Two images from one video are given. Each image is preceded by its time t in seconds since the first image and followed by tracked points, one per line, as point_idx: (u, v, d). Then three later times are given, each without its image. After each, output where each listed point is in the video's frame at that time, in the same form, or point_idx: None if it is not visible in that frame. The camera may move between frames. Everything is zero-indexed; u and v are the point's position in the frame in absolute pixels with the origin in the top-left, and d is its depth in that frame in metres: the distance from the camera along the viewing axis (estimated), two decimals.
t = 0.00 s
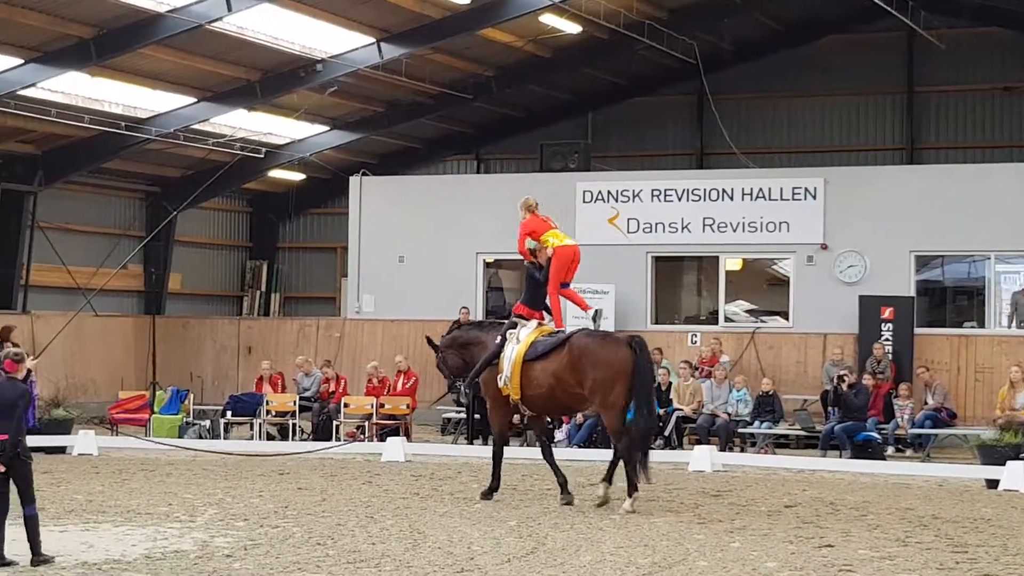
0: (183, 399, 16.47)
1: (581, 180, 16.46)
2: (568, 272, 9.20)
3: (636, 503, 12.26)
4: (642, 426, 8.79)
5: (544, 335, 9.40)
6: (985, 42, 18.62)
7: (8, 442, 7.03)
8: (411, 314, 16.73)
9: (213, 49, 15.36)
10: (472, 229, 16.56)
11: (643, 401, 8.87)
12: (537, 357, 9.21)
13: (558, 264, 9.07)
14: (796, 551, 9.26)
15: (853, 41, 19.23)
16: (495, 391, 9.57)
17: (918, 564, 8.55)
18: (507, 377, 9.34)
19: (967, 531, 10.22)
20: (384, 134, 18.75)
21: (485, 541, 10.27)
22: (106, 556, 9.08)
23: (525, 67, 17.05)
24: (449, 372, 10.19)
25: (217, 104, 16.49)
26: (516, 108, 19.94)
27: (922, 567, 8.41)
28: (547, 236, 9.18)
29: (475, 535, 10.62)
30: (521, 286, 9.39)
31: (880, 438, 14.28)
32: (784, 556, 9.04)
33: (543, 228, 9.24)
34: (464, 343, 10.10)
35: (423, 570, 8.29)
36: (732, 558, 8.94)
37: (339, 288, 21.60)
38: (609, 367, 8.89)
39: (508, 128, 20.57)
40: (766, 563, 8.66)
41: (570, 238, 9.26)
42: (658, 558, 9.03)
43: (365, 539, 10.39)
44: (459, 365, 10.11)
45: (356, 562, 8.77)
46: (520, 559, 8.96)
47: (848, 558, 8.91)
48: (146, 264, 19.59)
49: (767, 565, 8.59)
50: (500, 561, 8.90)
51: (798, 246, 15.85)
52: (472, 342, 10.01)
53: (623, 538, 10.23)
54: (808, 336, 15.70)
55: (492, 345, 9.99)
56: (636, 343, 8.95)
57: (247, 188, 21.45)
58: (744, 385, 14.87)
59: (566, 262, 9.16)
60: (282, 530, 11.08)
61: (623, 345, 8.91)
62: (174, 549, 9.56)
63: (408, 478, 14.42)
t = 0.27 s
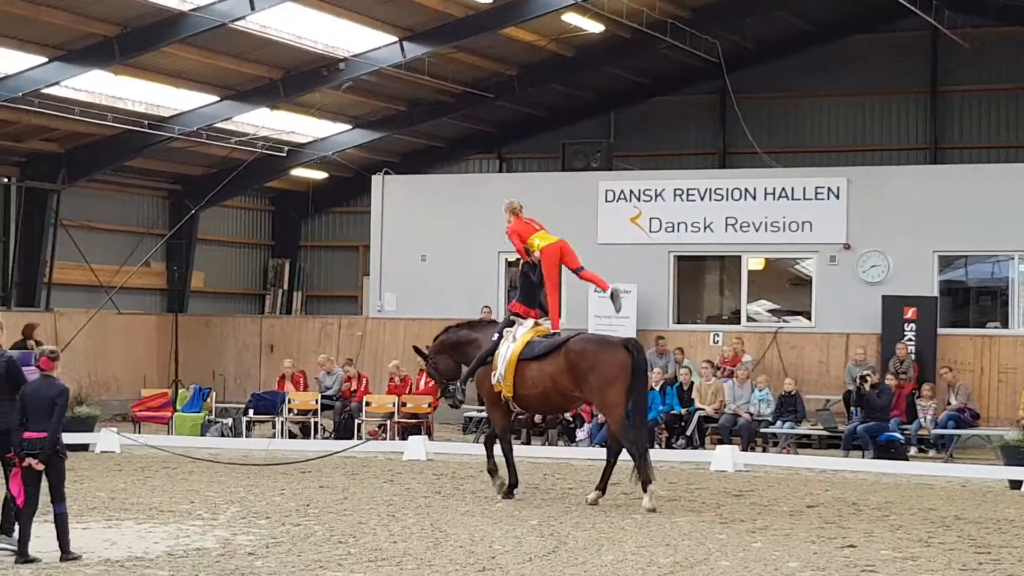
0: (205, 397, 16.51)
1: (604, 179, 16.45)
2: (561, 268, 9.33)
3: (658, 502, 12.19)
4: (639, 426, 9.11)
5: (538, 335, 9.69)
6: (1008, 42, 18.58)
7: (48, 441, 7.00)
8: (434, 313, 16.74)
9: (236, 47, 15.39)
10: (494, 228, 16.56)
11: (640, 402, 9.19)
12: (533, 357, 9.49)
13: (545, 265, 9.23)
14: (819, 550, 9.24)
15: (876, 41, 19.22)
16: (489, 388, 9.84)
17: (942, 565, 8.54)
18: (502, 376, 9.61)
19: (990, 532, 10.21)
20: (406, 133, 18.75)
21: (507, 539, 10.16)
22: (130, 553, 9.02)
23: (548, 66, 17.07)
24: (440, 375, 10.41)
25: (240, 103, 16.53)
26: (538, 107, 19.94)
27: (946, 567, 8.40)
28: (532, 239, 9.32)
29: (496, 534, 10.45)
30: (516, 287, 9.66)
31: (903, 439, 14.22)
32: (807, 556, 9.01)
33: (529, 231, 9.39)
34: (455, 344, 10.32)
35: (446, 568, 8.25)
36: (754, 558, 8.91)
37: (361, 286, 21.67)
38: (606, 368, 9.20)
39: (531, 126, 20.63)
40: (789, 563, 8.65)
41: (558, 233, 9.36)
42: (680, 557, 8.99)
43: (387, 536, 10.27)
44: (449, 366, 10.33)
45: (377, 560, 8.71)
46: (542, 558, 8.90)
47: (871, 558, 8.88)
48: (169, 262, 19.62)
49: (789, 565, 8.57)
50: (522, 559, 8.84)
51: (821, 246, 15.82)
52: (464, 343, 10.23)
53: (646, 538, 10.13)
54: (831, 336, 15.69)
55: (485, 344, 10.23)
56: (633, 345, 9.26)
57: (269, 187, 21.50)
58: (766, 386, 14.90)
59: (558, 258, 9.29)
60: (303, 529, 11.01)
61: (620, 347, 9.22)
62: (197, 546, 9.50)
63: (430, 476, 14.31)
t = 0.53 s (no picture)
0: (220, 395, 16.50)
1: (619, 177, 16.47)
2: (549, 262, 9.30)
3: (673, 501, 12.10)
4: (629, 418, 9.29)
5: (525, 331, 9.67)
6: None
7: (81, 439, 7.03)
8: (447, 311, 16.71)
9: (252, 46, 15.39)
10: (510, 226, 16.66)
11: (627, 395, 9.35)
12: (522, 355, 9.51)
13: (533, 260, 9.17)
14: (833, 550, 9.19)
15: (891, 40, 19.25)
16: (477, 387, 9.79)
17: (957, 565, 8.51)
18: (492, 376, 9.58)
19: (1006, 532, 10.19)
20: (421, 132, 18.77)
21: (522, 538, 10.01)
22: (144, 552, 8.90)
23: (564, 65, 17.10)
24: (420, 360, 10.38)
25: (255, 101, 16.57)
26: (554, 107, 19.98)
27: (961, 567, 8.38)
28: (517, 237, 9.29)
29: (509, 533, 10.26)
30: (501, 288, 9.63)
31: (919, 438, 14.17)
32: (821, 555, 8.95)
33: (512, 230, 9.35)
34: (439, 335, 10.28)
35: (460, 566, 8.18)
36: (769, 558, 8.85)
37: (376, 285, 21.71)
38: (594, 364, 9.33)
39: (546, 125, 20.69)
40: (803, 562, 8.60)
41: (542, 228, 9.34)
42: (694, 556, 8.91)
43: (400, 535, 10.06)
44: (431, 356, 10.35)
45: (392, 558, 8.60)
46: (557, 557, 8.80)
47: (886, 558, 8.83)
48: (184, 260, 19.71)
49: (804, 564, 8.52)
50: (536, 558, 8.73)
51: (836, 245, 15.80)
52: (449, 338, 10.18)
53: (659, 537, 10.01)
54: (846, 335, 15.67)
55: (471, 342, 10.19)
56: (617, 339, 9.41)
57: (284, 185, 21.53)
58: (781, 385, 14.77)
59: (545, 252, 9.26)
60: (318, 527, 10.62)
61: (605, 343, 9.35)
62: (210, 545, 9.37)
63: (444, 476, 14.18)
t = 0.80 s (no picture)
0: (239, 391, 16.50)
1: (636, 174, 16.49)
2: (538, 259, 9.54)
3: (691, 499, 12.03)
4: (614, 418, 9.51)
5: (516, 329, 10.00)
6: None
7: (112, 436, 6.99)
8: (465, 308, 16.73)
9: (270, 43, 15.40)
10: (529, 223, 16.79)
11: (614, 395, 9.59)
12: (512, 352, 9.84)
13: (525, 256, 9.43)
14: (852, 547, 9.15)
15: (910, 37, 19.23)
16: (467, 383, 10.14)
17: (976, 563, 8.49)
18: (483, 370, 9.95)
19: None
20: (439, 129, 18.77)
21: (541, 535, 9.91)
22: (163, 548, 8.81)
23: (582, 62, 17.12)
24: (408, 358, 10.75)
25: (273, 98, 16.58)
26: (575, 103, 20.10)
27: (980, 565, 8.36)
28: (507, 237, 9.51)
29: (529, 530, 10.14)
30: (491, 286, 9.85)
31: (937, 436, 14.14)
32: (840, 553, 8.90)
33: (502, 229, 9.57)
34: (425, 333, 10.64)
35: (478, 563, 8.14)
36: (787, 555, 8.79)
37: (394, 282, 21.69)
38: (581, 363, 9.60)
39: (564, 122, 20.74)
40: (821, 560, 8.56)
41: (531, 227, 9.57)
42: (712, 554, 8.85)
43: (418, 532, 9.95)
44: (416, 353, 10.71)
45: (410, 555, 8.53)
46: (575, 554, 8.73)
47: (905, 555, 8.79)
48: (202, 258, 19.77)
49: (822, 562, 8.48)
50: (554, 555, 8.65)
51: (855, 242, 15.76)
52: (438, 334, 10.54)
53: (677, 534, 9.93)
54: (865, 331, 15.67)
55: (458, 337, 10.54)
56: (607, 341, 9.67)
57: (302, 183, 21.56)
58: (799, 381, 14.72)
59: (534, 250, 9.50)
60: (337, 523, 10.50)
61: (595, 343, 9.62)
62: (229, 541, 9.29)
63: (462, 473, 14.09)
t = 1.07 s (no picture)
0: (261, 386, 16.58)
1: (657, 168, 16.46)
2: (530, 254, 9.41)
3: (713, 492, 11.98)
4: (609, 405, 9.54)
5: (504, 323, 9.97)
6: None
7: (142, 430, 7.01)
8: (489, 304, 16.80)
9: (292, 38, 15.40)
10: (550, 217, 16.84)
11: (607, 383, 9.62)
12: (501, 345, 9.81)
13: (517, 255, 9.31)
14: (875, 542, 9.11)
15: (931, 31, 19.19)
16: (455, 378, 10.08)
17: (1000, 557, 8.43)
18: (470, 365, 9.88)
19: None
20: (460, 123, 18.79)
21: (563, 529, 9.83)
22: (184, 542, 8.76)
23: (603, 56, 17.13)
24: (397, 353, 10.66)
25: (294, 93, 16.61)
26: (596, 97, 20.15)
27: (1005, 560, 8.30)
28: (497, 231, 9.40)
29: (549, 524, 10.01)
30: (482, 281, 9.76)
31: (960, 430, 14.09)
32: (863, 547, 8.85)
33: (493, 224, 9.46)
34: (417, 328, 10.54)
35: (501, 557, 8.11)
36: (810, 549, 8.74)
37: (415, 277, 21.71)
38: (575, 352, 9.61)
39: (585, 117, 20.80)
40: (844, 554, 8.50)
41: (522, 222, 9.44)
42: (735, 547, 8.79)
43: (440, 526, 9.89)
44: (407, 348, 10.61)
45: (432, 549, 8.47)
46: (598, 548, 8.68)
47: (927, 550, 8.74)
48: (224, 254, 19.91)
49: (845, 556, 8.43)
50: (576, 549, 8.60)
51: (877, 236, 15.72)
52: (427, 329, 10.45)
53: (699, 528, 9.87)
54: (887, 326, 15.67)
55: (448, 332, 10.45)
56: (600, 329, 9.71)
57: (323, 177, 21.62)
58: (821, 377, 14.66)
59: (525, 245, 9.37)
60: (360, 518, 10.52)
61: (588, 332, 9.66)
62: (251, 535, 9.25)
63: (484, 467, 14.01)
